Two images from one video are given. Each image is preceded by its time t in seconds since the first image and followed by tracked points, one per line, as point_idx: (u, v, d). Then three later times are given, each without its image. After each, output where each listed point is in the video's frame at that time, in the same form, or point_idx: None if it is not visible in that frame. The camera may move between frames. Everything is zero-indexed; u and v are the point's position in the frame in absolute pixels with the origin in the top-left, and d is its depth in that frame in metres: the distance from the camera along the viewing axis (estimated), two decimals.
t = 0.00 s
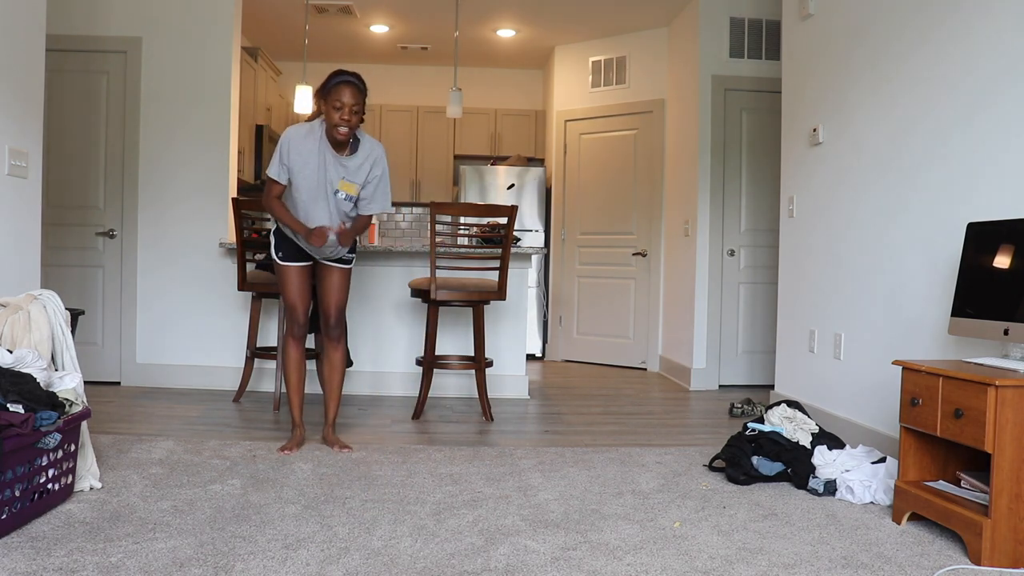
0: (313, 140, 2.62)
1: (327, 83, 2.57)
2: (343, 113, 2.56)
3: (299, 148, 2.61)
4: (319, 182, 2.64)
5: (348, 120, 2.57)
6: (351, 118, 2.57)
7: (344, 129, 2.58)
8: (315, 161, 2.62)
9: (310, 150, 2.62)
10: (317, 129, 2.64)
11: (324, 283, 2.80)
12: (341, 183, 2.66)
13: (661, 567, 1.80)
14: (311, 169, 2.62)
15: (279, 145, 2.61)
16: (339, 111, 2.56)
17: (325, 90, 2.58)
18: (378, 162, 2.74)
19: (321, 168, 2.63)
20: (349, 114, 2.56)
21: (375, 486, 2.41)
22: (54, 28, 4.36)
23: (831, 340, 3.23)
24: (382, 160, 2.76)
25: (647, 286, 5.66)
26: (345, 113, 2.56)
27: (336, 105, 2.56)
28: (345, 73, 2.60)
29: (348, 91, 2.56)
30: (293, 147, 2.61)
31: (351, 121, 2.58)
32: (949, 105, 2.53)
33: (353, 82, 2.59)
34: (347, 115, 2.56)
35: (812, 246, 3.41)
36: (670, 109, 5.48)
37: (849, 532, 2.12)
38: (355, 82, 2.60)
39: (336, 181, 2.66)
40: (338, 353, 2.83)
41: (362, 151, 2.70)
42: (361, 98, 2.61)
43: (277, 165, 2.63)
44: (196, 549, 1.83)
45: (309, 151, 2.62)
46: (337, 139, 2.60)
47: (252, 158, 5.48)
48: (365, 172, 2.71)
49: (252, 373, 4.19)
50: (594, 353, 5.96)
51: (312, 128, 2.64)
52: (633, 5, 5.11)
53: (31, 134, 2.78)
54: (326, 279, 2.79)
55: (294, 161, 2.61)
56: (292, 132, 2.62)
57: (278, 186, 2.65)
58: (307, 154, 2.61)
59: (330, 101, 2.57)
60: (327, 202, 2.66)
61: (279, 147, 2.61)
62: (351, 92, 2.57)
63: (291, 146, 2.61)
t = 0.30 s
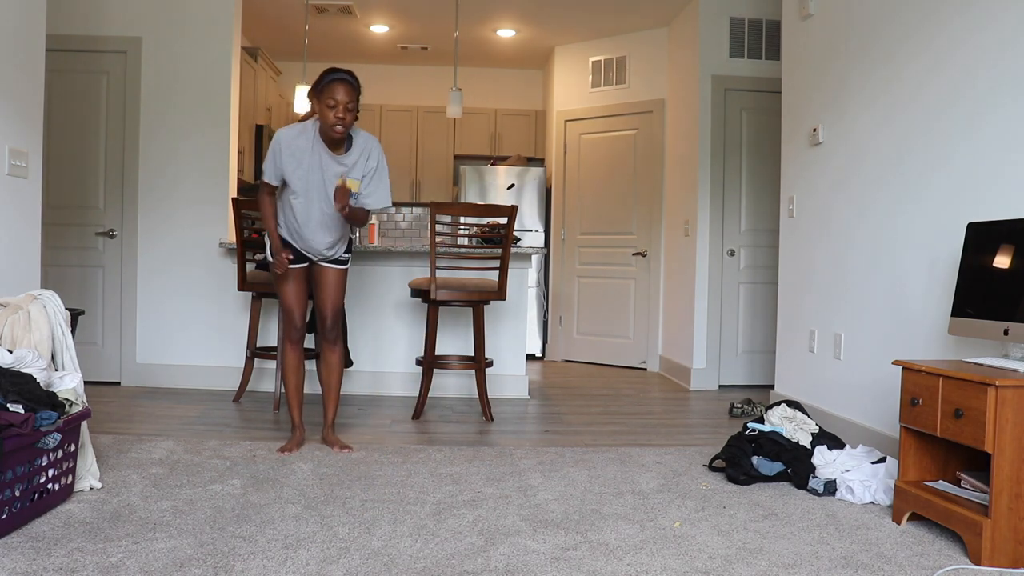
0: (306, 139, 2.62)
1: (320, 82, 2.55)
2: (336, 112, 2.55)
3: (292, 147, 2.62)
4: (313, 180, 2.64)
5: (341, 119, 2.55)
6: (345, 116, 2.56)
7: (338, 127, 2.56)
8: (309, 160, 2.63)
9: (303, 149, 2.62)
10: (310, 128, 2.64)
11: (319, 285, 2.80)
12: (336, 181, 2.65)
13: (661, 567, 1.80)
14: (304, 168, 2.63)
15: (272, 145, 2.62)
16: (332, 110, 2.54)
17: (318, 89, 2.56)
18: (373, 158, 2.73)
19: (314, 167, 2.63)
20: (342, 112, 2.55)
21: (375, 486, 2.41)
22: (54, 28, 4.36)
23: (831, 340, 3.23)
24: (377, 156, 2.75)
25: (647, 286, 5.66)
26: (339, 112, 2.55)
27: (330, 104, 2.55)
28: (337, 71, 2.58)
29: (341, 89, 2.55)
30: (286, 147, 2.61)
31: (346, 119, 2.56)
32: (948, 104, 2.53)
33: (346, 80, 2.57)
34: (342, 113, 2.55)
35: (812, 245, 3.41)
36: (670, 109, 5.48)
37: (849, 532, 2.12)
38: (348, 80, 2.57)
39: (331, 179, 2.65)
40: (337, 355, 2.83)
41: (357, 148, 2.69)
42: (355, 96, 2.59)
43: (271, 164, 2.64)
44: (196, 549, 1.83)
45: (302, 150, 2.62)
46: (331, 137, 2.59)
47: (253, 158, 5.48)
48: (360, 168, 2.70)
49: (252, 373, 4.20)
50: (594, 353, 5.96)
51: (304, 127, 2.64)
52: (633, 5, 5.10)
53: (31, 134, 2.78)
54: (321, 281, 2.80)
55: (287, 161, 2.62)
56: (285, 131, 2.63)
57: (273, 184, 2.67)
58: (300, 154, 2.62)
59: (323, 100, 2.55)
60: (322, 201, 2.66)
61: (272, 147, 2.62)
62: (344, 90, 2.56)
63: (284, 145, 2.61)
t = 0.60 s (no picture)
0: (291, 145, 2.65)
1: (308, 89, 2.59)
2: (321, 118, 2.55)
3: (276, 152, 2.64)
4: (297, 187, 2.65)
5: (326, 124, 2.56)
6: (329, 122, 2.57)
7: (322, 134, 2.57)
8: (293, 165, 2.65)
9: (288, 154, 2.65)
10: (296, 136, 2.67)
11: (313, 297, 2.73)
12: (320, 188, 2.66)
13: (661, 568, 1.80)
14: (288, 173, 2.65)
15: (258, 148, 2.65)
16: (317, 116, 2.55)
17: (306, 96, 2.60)
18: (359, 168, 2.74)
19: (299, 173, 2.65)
20: (327, 119, 2.56)
21: (375, 486, 2.41)
22: (55, 28, 4.37)
23: (831, 340, 3.23)
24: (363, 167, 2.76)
25: (647, 286, 5.66)
26: (324, 117, 2.55)
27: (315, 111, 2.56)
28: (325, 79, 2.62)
29: (327, 97, 2.57)
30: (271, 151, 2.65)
31: (330, 125, 2.57)
32: (948, 104, 2.53)
33: (333, 88, 2.60)
34: (326, 117, 2.55)
35: (812, 245, 3.41)
36: (670, 109, 5.48)
37: (848, 532, 2.12)
38: (334, 88, 2.60)
39: (314, 187, 2.65)
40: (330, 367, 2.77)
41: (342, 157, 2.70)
42: (342, 104, 2.61)
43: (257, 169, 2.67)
44: (196, 549, 1.83)
45: (287, 156, 2.65)
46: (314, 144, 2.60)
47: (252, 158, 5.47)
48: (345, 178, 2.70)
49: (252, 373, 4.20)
50: (594, 353, 5.97)
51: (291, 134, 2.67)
52: (632, 5, 5.10)
53: (31, 134, 2.78)
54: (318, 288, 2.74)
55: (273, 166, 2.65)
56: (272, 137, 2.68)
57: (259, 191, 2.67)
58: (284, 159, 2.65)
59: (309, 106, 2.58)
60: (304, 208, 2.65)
61: (257, 150, 2.65)
62: (330, 97, 2.58)
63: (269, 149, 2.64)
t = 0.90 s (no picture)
0: (304, 144, 2.10)
1: (325, 90, 2.04)
2: (339, 127, 2.01)
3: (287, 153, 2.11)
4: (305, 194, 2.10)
5: (348, 137, 2.03)
6: (352, 133, 2.03)
7: (344, 145, 2.03)
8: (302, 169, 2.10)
9: (298, 157, 2.10)
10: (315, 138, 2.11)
11: (336, 307, 2.16)
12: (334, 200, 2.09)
13: (660, 567, 1.80)
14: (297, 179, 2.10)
15: (270, 147, 2.16)
16: (336, 126, 2.01)
17: (323, 98, 2.05)
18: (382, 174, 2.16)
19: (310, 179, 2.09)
20: (349, 129, 2.02)
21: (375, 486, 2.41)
22: (55, 28, 4.37)
23: (831, 340, 3.23)
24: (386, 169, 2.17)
25: (647, 286, 5.66)
26: (345, 128, 2.02)
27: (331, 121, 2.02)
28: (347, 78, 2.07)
29: (346, 101, 2.01)
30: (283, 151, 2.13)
31: (353, 137, 2.03)
32: (948, 105, 2.53)
33: (356, 90, 2.04)
34: (346, 128, 2.01)
35: (812, 245, 3.41)
36: (670, 109, 5.48)
37: (848, 532, 2.12)
38: (357, 90, 2.05)
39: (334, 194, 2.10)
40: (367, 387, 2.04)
41: (362, 162, 2.12)
42: (363, 109, 2.04)
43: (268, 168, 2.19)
44: (197, 549, 1.83)
45: (297, 158, 2.10)
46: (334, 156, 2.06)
47: (252, 158, 5.47)
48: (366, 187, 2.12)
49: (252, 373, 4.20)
50: (594, 353, 5.97)
51: (304, 131, 2.12)
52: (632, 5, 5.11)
53: (31, 134, 2.77)
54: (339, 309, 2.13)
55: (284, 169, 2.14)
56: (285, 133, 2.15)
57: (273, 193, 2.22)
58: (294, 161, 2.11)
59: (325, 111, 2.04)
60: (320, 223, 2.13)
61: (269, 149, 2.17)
62: (351, 102, 2.02)
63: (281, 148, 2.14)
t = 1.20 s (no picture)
0: (362, 206, 1.85)
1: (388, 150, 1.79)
2: (404, 191, 1.77)
3: (340, 214, 1.85)
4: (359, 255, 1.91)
5: (412, 203, 1.77)
6: (417, 200, 1.77)
7: (408, 215, 1.79)
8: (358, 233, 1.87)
9: (354, 218, 1.86)
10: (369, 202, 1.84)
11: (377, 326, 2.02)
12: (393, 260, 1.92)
13: (660, 567, 1.80)
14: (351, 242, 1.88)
15: (314, 203, 1.87)
16: (401, 189, 1.77)
17: (387, 153, 1.79)
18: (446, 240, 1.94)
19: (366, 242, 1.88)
20: (415, 195, 1.77)
21: (375, 486, 2.41)
22: (55, 28, 4.37)
23: (831, 340, 3.23)
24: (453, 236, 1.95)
25: (647, 286, 5.66)
26: (410, 194, 1.77)
27: (394, 183, 1.78)
28: (415, 131, 1.82)
29: (414, 164, 1.76)
30: (335, 211, 1.85)
31: (419, 203, 1.78)
32: (949, 105, 2.53)
33: (426, 150, 1.79)
34: (415, 196, 1.76)
35: (812, 245, 3.41)
36: (670, 109, 5.48)
37: (849, 532, 2.12)
38: (427, 150, 1.79)
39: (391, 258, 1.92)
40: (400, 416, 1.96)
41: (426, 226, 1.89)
42: (433, 173, 1.81)
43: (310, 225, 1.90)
44: (196, 549, 1.83)
45: (352, 218, 1.86)
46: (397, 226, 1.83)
47: (253, 159, 5.47)
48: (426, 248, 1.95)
49: (252, 373, 4.20)
50: (594, 353, 5.97)
51: (360, 185, 1.86)
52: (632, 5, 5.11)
53: (31, 134, 2.77)
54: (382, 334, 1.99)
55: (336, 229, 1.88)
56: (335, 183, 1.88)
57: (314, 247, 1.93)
58: (349, 223, 1.86)
59: (388, 169, 1.79)
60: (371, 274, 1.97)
61: (313, 205, 1.87)
62: (420, 163, 1.77)
63: (330, 209, 1.85)
